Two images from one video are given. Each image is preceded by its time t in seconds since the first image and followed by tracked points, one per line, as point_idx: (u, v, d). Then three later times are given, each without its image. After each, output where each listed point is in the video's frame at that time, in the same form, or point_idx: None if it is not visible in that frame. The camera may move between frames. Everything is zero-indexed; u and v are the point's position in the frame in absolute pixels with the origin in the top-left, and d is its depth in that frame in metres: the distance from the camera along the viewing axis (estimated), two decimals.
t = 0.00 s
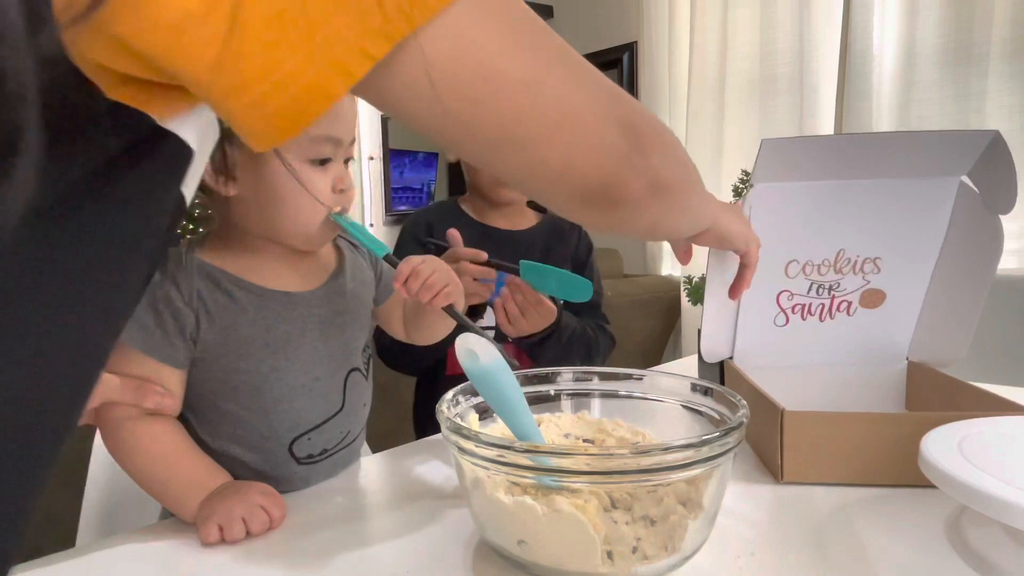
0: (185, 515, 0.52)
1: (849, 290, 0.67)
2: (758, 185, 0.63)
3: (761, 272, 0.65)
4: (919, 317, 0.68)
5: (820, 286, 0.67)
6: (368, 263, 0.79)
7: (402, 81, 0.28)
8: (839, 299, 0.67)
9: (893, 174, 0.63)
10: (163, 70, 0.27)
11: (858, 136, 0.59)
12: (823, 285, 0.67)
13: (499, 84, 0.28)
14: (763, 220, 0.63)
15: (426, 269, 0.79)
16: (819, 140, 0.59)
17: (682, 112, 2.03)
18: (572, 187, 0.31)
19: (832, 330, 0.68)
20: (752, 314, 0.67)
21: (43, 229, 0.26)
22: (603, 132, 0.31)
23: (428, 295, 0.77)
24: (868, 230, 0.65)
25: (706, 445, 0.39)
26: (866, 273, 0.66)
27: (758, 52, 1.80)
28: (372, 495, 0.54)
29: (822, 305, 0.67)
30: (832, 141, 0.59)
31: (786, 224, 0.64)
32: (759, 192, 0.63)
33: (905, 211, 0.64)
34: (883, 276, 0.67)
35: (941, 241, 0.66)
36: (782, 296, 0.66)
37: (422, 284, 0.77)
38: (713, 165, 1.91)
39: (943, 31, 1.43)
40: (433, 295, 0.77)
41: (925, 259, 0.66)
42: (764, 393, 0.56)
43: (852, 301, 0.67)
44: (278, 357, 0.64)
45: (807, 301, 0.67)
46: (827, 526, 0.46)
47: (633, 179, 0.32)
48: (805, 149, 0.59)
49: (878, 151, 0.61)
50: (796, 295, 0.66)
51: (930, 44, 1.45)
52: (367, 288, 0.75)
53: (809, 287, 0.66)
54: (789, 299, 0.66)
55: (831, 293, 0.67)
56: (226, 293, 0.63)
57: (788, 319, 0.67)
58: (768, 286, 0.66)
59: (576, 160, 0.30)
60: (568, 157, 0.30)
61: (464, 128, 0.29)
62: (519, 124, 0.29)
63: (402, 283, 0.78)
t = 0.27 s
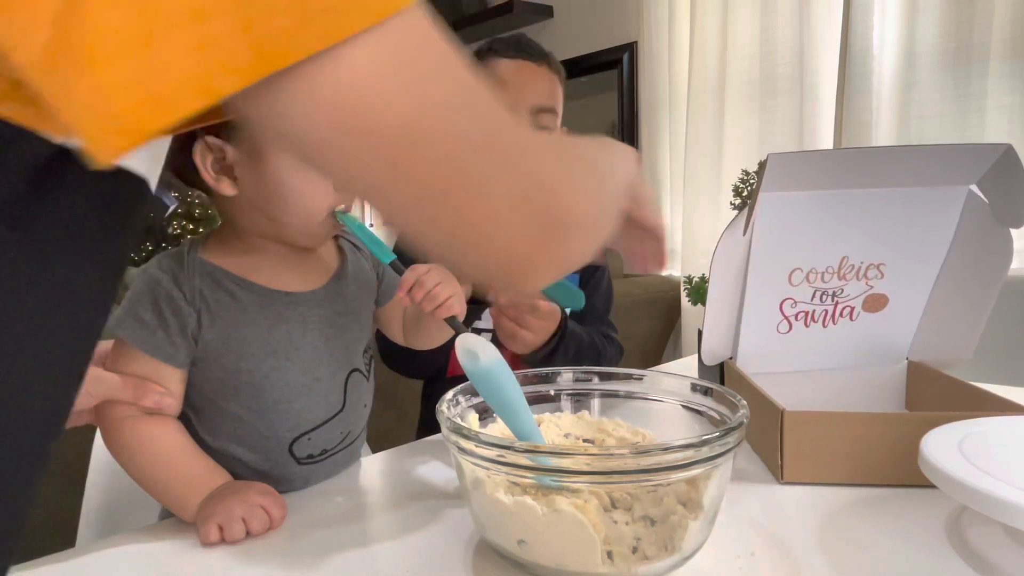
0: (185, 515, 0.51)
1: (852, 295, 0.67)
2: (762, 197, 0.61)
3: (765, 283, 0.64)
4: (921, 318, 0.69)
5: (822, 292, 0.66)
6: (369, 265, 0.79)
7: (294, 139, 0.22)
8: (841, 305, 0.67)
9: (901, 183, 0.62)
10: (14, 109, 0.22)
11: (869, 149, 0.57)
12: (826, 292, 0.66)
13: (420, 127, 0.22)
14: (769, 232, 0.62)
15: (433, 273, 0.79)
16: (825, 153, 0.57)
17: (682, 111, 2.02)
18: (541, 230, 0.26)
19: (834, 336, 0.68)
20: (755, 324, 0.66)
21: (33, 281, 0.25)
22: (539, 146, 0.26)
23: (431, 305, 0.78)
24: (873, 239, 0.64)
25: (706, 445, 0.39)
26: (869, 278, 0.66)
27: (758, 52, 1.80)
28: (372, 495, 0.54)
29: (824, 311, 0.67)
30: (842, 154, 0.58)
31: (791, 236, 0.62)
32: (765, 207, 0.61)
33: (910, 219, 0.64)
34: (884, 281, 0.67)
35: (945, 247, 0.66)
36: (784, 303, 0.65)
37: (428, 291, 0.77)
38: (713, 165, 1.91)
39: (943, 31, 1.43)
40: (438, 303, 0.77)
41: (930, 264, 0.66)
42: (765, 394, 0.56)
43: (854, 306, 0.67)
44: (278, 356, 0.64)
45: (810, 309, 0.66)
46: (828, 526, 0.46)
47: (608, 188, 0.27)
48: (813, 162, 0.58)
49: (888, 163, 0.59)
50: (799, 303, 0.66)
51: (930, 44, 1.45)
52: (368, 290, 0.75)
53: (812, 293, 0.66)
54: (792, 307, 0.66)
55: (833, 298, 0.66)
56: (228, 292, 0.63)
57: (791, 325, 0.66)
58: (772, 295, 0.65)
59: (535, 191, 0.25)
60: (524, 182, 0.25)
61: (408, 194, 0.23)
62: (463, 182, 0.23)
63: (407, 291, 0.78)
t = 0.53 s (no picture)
0: (185, 515, 0.51)
1: (852, 295, 0.67)
2: (762, 196, 0.60)
3: (764, 282, 0.64)
4: (920, 317, 0.69)
5: (822, 292, 0.66)
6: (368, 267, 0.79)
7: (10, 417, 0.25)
8: (841, 305, 0.67)
9: (902, 182, 0.62)
10: None
11: (870, 149, 0.57)
12: (826, 291, 0.66)
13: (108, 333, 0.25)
14: (768, 231, 0.62)
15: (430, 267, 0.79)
16: (826, 153, 0.57)
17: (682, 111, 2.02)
18: (329, 313, 0.32)
19: (833, 336, 0.68)
20: (754, 324, 0.66)
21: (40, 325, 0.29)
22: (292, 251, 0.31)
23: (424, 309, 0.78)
24: (872, 238, 0.64)
25: (706, 445, 0.39)
26: (869, 278, 0.66)
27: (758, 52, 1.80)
28: (373, 495, 0.54)
29: (824, 310, 0.66)
30: (843, 154, 0.57)
31: (791, 235, 0.62)
32: (765, 206, 0.61)
33: (910, 218, 0.63)
34: (884, 280, 0.67)
35: (945, 246, 0.66)
36: (784, 303, 0.65)
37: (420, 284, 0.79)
38: (713, 166, 1.91)
39: (943, 31, 1.43)
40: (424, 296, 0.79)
41: (930, 263, 0.66)
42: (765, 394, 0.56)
43: (854, 306, 0.67)
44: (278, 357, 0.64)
45: (810, 309, 0.66)
46: (829, 527, 0.46)
47: (351, 267, 0.32)
48: (813, 162, 0.58)
49: (888, 163, 0.59)
50: (799, 302, 0.66)
51: (930, 44, 1.45)
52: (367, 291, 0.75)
53: (812, 293, 0.66)
54: (792, 307, 0.66)
55: (833, 298, 0.66)
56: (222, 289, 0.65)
57: (790, 325, 0.66)
58: (771, 296, 0.65)
59: (313, 300, 0.31)
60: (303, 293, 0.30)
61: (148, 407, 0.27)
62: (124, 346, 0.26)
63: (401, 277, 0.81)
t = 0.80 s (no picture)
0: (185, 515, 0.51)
1: (852, 295, 0.67)
2: (763, 196, 0.60)
3: (764, 282, 0.64)
4: (921, 318, 0.69)
5: (822, 292, 0.66)
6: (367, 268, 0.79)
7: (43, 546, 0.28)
8: (842, 305, 0.67)
9: (903, 182, 0.61)
10: None
11: (870, 149, 0.57)
12: (826, 292, 0.66)
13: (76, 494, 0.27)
14: (767, 231, 0.62)
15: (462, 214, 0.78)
16: (827, 153, 0.57)
17: (682, 111, 2.02)
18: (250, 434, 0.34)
19: (834, 336, 0.68)
20: (755, 324, 0.66)
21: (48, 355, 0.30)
22: (197, 402, 0.31)
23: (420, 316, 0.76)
24: (872, 238, 0.64)
25: (706, 445, 0.39)
26: (869, 278, 0.66)
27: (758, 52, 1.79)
28: (373, 495, 0.54)
29: (824, 311, 0.66)
30: (844, 154, 0.57)
31: (791, 235, 0.62)
32: (765, 206, 0.60)
33: (911, 219, 0.63)
34: (885, 280, 0.67)
35: (946, 246, 0.66)
36: (784, 303, 0.65)
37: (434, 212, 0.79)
38: (713, 165, 1.91)
39: (943, 31, 1.43)
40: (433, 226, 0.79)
41: (930, 263, 0.66)
42: (765, 395, 0.56)
43: (854, 306, 0.67)
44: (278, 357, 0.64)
45: (810, 309, 0.66)
46: (829, 527, 0.46)
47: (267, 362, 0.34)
48: (813, 162, 0.57)
49: (889, 163, 0.59)
50: (799, 303, 0.66)
51: (930, 43, 1.45)
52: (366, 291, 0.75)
53: (812, 293, 0.66)
54: (792, 307, 0.66)
55: (833, 298, 0.66)
56: (220, 290, 0.67)
57: (791, 325, 0.66)
58: (771, 296, 0.65)
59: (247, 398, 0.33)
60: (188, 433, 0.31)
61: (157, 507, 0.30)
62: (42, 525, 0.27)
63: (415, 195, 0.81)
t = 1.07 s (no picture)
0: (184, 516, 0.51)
1: (851, 295, 0.67)
2: (763, 196, 0.60)
3: (764, 282, 0.64)
4: (921, 318, 0.69)
5: (822, 292, 0.66)
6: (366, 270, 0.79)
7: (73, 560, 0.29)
8: (842, 305, 0.67)
9: (902, 182, 0.61)
10: None
11: (870, 149, 0.57)
12: (826, 292, 0.66)
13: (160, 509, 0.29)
14: (767, 231, 0.62)
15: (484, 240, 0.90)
16: (827, 152, 0.57)
17: (682, 111, 2.02)
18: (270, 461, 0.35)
19: (834, 336, 0.68)
20: (754, 324, 0.66)
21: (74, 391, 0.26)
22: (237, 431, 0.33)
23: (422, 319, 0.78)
24: (872, 238, 0.64)
25: (706, 445, 0.39)
26: (869, 278, 0.66)
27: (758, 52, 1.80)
28: (373, 495, 0.54)
29: (824, 311, 0.66)
30: (844, 154, 0.57)
31: (791, 235, 0.62)
32: (766, 206, 0.60)
33: (911, 219, 0.63)
34: (885, 280, 0.67)
35: (946, 246, 0.66)
36: (785, 303, 0.65)
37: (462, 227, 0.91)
38: (713, 166, 1.90)
39: (943, 31, 1.43)
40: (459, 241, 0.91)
41: (930, 263, 0.66)
42: (765, 395, 0.56)
43: (854, 306, 0.67)
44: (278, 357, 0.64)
45: (810, 309, 0.66)
46: (830, 527, 0.46)
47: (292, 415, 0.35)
48: (813, 162, 0.57)
49: (889, 163, 0.59)
50: (799, 303, 0.66)
51: (930, 43, 1.45)
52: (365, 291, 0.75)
53: (812, 293, 0.66)
54: (792, 307, 0.65)
55: (833, 298, 0.66)
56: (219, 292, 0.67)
57: (791, 325, 0.66)
58: (770, 296, 0.65)
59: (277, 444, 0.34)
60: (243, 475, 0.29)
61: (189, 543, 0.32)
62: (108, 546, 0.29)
63: (443, 211, 0.92)
